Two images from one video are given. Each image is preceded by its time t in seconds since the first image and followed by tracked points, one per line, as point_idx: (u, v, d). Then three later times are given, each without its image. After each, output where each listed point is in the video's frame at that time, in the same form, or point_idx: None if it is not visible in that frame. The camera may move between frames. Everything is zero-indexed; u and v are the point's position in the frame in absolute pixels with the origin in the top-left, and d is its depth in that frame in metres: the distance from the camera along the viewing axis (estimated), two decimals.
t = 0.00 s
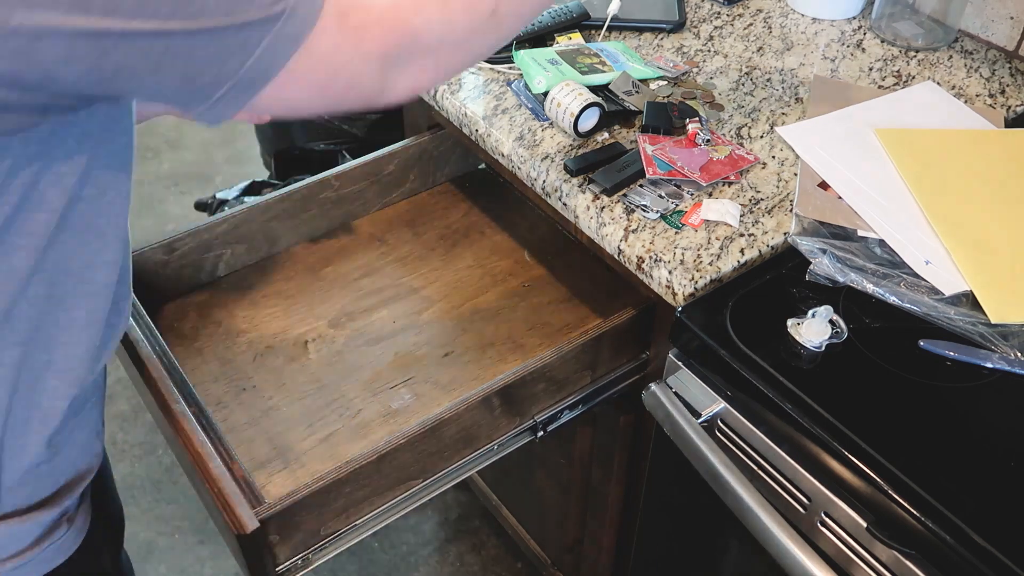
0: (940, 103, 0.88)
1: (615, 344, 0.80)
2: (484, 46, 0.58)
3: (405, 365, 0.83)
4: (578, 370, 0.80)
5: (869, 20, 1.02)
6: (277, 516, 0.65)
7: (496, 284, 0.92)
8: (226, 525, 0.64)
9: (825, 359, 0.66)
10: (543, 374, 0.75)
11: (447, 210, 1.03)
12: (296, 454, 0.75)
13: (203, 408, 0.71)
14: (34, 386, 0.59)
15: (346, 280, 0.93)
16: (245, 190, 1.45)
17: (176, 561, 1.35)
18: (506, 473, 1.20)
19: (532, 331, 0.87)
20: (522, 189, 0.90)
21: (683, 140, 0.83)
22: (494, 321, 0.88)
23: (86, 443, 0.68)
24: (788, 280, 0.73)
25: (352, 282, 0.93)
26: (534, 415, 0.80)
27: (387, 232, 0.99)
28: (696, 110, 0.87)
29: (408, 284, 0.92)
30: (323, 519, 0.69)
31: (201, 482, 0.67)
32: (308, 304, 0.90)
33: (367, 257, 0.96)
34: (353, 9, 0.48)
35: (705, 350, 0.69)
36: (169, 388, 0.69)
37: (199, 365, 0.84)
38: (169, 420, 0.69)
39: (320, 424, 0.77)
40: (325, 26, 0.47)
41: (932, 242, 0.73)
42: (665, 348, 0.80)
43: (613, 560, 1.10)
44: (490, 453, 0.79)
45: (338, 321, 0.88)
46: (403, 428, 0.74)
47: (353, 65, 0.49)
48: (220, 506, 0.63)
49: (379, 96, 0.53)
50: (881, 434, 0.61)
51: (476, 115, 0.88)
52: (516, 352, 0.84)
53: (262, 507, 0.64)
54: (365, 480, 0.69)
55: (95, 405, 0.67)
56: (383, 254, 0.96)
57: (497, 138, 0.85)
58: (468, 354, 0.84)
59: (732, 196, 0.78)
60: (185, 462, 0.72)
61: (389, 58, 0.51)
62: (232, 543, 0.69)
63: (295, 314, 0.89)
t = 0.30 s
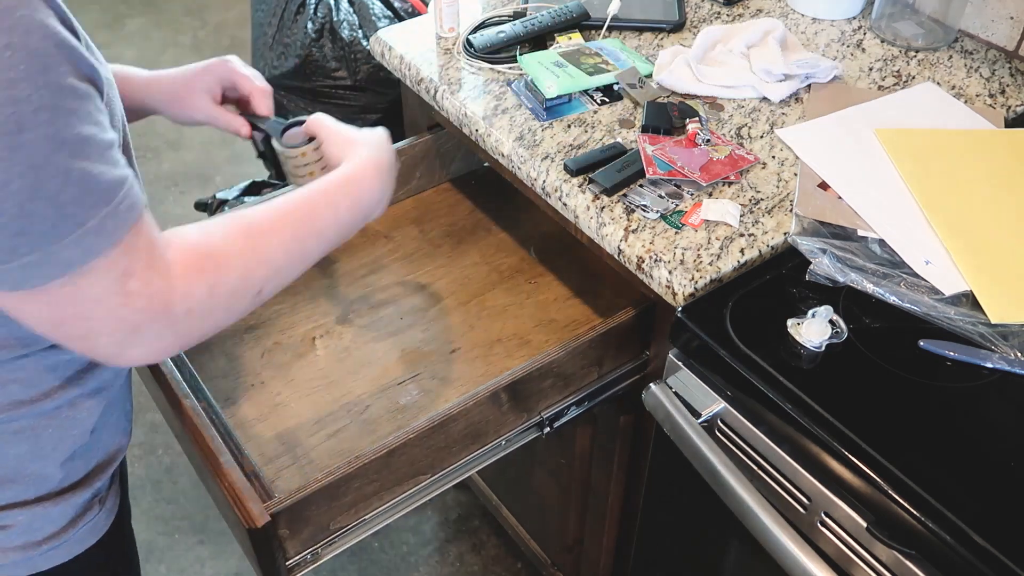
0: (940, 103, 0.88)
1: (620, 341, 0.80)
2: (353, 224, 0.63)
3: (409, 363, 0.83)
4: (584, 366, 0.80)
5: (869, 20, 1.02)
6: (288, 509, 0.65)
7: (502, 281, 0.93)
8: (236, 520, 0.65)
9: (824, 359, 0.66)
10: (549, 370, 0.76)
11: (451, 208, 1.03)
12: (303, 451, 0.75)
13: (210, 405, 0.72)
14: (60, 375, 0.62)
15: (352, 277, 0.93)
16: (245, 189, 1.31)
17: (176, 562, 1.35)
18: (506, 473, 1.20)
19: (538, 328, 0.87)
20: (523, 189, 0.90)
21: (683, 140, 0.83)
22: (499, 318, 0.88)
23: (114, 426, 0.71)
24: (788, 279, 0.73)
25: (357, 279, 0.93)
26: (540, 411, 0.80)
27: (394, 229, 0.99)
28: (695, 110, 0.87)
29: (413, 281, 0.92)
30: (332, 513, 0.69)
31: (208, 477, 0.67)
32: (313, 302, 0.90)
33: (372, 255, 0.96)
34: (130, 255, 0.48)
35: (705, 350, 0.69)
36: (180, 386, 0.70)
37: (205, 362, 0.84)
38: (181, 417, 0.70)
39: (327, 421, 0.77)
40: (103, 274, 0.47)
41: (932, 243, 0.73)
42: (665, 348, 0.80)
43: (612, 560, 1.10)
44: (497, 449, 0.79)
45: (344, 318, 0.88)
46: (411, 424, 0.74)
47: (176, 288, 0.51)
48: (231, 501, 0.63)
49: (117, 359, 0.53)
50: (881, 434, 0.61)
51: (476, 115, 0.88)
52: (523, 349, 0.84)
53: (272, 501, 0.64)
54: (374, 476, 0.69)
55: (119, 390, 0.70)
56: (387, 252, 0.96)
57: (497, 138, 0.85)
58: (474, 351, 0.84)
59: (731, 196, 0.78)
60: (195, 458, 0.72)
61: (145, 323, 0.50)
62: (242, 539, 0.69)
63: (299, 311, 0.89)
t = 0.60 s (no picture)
0: (941, 103, 0.88)
1: (620, 340, 0.80)
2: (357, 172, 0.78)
3: (410, 362, 0.83)
4: (584, 365, 0.80)
5: (869, 20, 1.02)
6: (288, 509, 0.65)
7: (501, 281, 0.93)
8: (236, 520, 0.65)
9: (824, 359, 0.66)
10: (549, 370, 0.76)
11: (450, 209, 1.03)
12: (304, 451, 0.75)
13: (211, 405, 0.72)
14: (80, 346, 0.66)
15: (351, 278, 0.93)
16: (246, 189, 1.44)
17: (176, 562, 1.35)
18: (506, 473, 1.20)
19: (538, 328, 0.87)
20: (522, 189, 0.90)
21: (683, 140, 0.83)
22: (499, 318, 0.88)
23: (111, 397, 0.74)
24: (788, 280, 0.73)
25: (356, 280, 0.93)
26: (540, 411, 0.80)
27: (392, 230, 0.99)
28: (696, 110, 0.87)
29: (412, 282, 0.92)
30: (333, 512, 0.69)
31: (209, 476, 0.67)
32: (312, 302, 0.90)
33: (371, 255, 0.96)
34: (286, 122, 0.65)
35: (705, 350, 0.69)
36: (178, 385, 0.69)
37: (205, 362, 0.84)
38: (180, 416, 0.70)
39: (325, 422, 0.77)
40: (270, 117, 0.62)
41: (932, 243, 0.73)
42: (665, 348, 0.79)
43: (612, 560, 1.10)
44: (497, 448, 0.79)
45: (343, 319, 0.88)
46: (410, 424, 0.74)
47: (274, 138, 0.64)
48: (231, 501, 0.63)
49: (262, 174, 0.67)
50: (881, 434, 0.61)
51: (476, 115, 0.88)
52: (522, 349, 0.84)
53: (272, 501, 0.64)
54: (373, 476, 0.69)
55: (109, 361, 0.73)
56: (389, 251, 0.97)
57: (497, 137, 0.85)
58: (474, 352, 0.84)
59: (732, 196, 0.78)
60: (194, 458, 0.72)
61: (296, 143, 0.67)
62: (242, 539, 0.69)
63: (299, 311, 0.89)
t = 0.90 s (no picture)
0: (941, 104, 0.88)
1: (620, 341, 0.80)
2: (407, 170, 0.55)
3: (410, 362, 0.83)
4: (584, 365, 0.80)
5: (869, 20, 1.02)
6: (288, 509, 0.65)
7: (501, 281, 0.92)
8: (236, 520, 0.65)
9: (824, 359, 0.66)
10: (549, 370, 0.76)
11: (450, 209, 1.03)
12: (304, 451, 0.75)
13: (212, 405, 0.72)
14: (86, 359, 0.62)
15: (351, 277, 0.93)
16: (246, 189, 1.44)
17: (176, 561, 1.35)
18: (506, 473, 1.20)
19: (538, 328, 0.87)
20: (523, 189, 0.90)
21: (683, 140, 0.83)
22: (499, 319, 0.88)
23: (121, 407, 0.71)
24: (788, 279, 0.73)
25: (357, 279, 0.93)
26: (540, 411, 0.80)
27: (392, 230, 0.99)
28: (696, 110, 0.87)
29: (412, 282, 0.92)
30: (333, 513, 0.69)
31: (209, 476, 0.67)
32: (313, 302, 0.90)
33: (371, 255, 0.96)
34: (249, 179, 0.47)
35: (705, 350, 0.69)
36: (180, 385, 0.69)
37: (205, 362, 0.84)
38: (179, 417, 0.70)
39: (324, 422, 0.77)
40: (236, 197, 0.46)
41: (932, 243, 0.73)
42: (665, 348, 0.79)
43: (612, 561, 1.09)
44: (497, 448, 0.79)
45: (343, 319, 0.88)
46: (409, 424, 0.74)
47: (233, 250, 0.48)
48: (231, 501, 0.63)
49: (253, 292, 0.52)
50: (881, 434, 0.61)
51: (476, 115, 0.88)
52: (522, 349, 0.84)
53: (272, 501, 0.64)
54: (373, 476, 0.69)
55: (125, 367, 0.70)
56: (389, 251, 0.97)
57: (497, 137, 0.85)
58: (474, 352, 0.84)
59: (732, 196, 0.78)
60: (194, 458, 0.72)
61: (274, 257, 0.50)
62: (241, 539, 0.69)
63: (300, 311, 0.89)
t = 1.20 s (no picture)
0: (941, 104, 0.88)
1: (620, 341, 0.80)
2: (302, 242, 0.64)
3: (409, 362, 0.83)
4: (584, 365, 0.80)
5: (869, 20, 1.02)
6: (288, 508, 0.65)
7: (501, 281, 0.92)
8: (236, 520, 0.65)
9: (824, 359, 0.66)
10: (549, 370, 0.76)
11: (451, 208, 1.03)
12: (304, 451, 0.75)
13: (212, 404, 0.71)
14: (59, 374, 0.62)
15: (352, 277, 0.93)
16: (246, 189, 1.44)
17: (176, 561, 1.35)
18: (506, 472, 1.20)
19: (538, 328, 0.87)
20: (523, 189, 0.90)
21: (683, 140, 0.83)
22: (499, 319, 0.88)
23: (98, 421, 0.70)
24: (788, 279, 0.73)
25: (357, 279, 0.93)
26: (540, 411, 0.80)
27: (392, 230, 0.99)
28: (696, 110, 0.87)
29: (412, 281, 0.92)
30: (334, 512, 0.69)
31: (209, 476, 0.67)
32: (313, 302, 0.90)
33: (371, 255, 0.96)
34: (257, 173, 0.56)
35: (705, 349, 0.69)
36: (180, 385, 0.70)
37: (205, 362, 0.84)
38: (179, 417, 0.70)
39: (325, 422, 0.77)
40: (238, 180, 0.54)
41: (932, 243, 0.73)
42: (665, 348, 0.79)
43: (612, 561, 1.09)
44: (497, 448, 0.79)
45: (344, 319, 0.88)
46: (410, 424, 0.74)
47: (230, 207, 0.54)
48: (231, 501, 0.63)
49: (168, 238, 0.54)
50: (881, 434, 0.61)
51: (476, 115, 0.88)
52: (522, 349, 0.84)
53: (272, 501, 0.64)
54: (373, 476, 0.69)
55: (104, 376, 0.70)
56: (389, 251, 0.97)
57: (497, 137, 0.85)
58: (474, 352, 0.84)
59: (732, 196, 0.78)
60: (194, 458, 0.72)
61: (272, 215, 0.58)
62: (241, 539, 0.69)
63: (300, 311, 0.89)
